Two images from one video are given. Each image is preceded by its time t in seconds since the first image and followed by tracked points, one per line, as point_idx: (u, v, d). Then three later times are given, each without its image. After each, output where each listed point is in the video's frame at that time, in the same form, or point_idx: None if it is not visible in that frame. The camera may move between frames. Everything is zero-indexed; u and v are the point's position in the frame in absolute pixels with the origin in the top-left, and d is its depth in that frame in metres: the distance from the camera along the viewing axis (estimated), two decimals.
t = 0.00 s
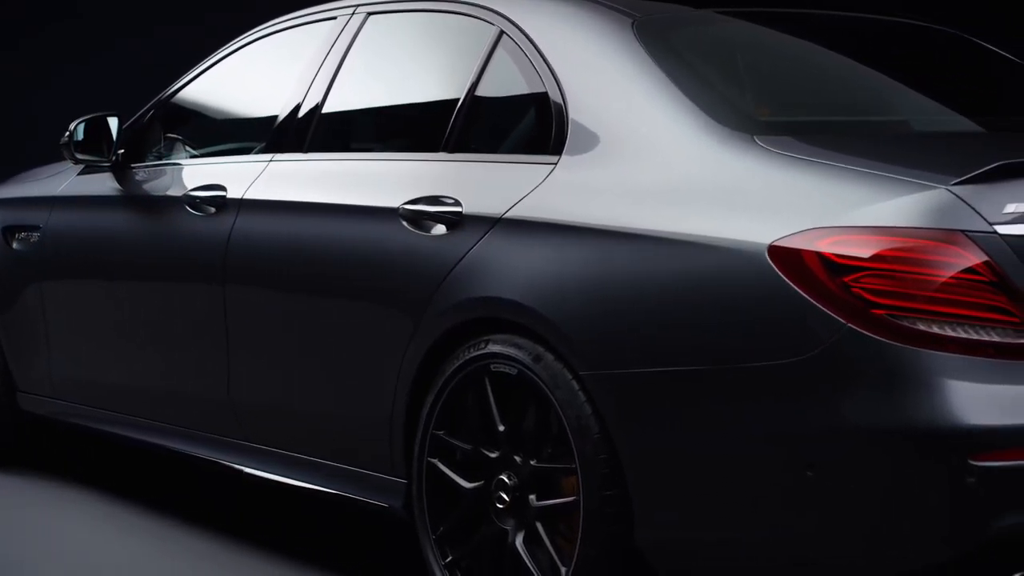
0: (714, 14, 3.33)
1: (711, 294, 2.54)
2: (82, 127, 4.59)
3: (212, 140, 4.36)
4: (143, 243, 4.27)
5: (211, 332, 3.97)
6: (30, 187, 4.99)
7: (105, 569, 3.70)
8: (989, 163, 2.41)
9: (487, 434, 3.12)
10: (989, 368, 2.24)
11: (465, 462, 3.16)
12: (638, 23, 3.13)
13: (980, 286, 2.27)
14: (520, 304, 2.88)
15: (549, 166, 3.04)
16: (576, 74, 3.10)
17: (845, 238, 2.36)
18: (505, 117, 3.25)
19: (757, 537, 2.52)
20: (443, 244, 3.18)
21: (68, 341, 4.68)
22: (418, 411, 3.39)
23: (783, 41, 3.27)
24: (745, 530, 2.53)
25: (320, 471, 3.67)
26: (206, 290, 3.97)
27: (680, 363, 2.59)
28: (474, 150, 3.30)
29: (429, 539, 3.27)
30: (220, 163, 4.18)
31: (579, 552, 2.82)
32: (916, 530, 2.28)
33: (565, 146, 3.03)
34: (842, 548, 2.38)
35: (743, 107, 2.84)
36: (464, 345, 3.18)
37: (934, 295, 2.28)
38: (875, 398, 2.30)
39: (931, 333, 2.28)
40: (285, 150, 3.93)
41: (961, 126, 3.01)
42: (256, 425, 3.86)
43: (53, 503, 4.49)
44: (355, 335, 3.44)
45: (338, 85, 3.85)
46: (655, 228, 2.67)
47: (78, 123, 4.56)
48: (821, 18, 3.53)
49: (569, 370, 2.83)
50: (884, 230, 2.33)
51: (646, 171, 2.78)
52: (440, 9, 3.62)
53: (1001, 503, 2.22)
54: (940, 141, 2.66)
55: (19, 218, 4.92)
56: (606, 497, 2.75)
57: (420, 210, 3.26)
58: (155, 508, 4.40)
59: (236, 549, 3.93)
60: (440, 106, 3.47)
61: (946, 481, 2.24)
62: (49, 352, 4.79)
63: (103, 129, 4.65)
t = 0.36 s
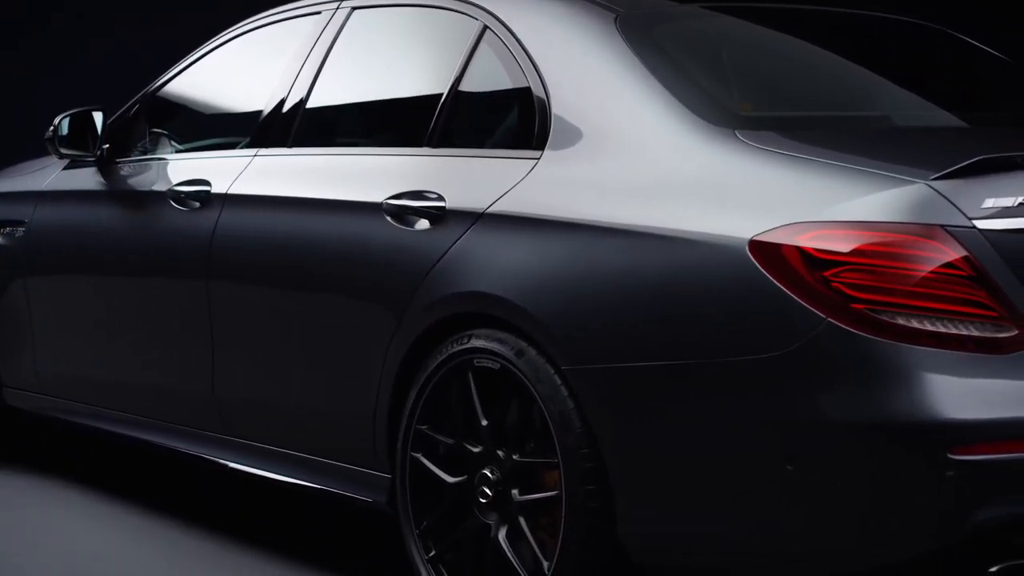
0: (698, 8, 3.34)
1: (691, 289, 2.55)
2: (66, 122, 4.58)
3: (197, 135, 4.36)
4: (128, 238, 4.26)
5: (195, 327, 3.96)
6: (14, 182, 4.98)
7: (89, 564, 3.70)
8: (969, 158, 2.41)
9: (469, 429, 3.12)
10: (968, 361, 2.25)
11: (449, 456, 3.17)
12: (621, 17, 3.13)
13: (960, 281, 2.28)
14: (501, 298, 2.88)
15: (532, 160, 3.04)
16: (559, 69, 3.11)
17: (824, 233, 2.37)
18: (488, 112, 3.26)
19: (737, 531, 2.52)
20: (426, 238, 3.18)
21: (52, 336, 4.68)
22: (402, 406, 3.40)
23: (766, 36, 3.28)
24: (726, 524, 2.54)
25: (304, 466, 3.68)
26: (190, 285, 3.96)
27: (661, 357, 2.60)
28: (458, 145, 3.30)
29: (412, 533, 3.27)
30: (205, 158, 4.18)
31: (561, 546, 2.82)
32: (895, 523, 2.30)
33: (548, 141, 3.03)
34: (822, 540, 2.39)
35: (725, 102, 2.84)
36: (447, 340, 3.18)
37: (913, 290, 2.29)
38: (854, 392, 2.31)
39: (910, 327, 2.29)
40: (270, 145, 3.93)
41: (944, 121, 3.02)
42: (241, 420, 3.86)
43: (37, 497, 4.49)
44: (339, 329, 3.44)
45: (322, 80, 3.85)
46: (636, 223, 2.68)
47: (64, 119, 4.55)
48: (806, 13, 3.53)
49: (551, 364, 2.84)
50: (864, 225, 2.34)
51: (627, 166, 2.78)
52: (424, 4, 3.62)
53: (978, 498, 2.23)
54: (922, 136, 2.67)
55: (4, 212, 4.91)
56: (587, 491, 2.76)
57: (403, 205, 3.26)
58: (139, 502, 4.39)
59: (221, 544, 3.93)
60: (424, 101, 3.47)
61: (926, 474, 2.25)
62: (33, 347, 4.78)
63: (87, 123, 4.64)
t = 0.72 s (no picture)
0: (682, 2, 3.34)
1: (672, 283, 2.56)
2: (50, 116, 4.57)
3: (182, 129, 4.35)
4: (112, 233, 4.26)
5: (180, 322, 3.96)
6: None
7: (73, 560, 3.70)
8: (949, 152, 2.42)
9: (453, 423, 3.12)
10: (947, 355, 2.26)
11: (432, 451, 3.17)
12: (605, 11, 3.13)
13: (939, 275, 2.28)
14: (484, 292, 2.89)
15: (515, 155, 3.04)
16: (542, 64, 3.11)
17: (805, 227, 2.38)
18: (472, 107, 3.26)
19: (717, 524, 2.53)
20: (408, 233, 3.18)
21: (36, 332, 4.67)
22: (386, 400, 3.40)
23: (750, 30, 3.28)
24: (707, 517, 2.55)
25: (288, 460, 3.68)
26: (174, 279, 3.96)
27: (642, 351, 2.60)
28: (441, 140, 3.30)
29: (395, 527, 3.28)
30: (189, 152, 4.17)
31: (543, 540, 2.83)
32: (873, 515, 2.31)
33: (531, 136, 3.03)
34: (801, 533, 2.40)
35: (708, 97, 2.85)
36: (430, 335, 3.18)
37: (893, 284, 2.30)
38: (833, 385, 2.32)
39: (890, 321, 2.29)
40: (254, 139, 3.93)
41: (928, 115, 3.02)
42: (225, 414, 3.87)
43: (21, 492, 4.49)
44: (322, 323, 3.44)
45: (306, 74, 3.85)
46: (618, 217, 2.68)
47: (48, 112, 4.55)
48: (792, 7, 3.53)
49: (533, 358, 2.84)
50: (844, 220, 2.34)
51: (610, 161, 2.79)
52: None
53: (955, 492, 2.24)
54: (904, 130, 2.67)
55: None
56: (569, 486, 2.76)
57: (386, 199, 3.26)
58: (124, 497, 4.39)
59: (205, 538, 3.93)
60: (407, 96, 3.47)
61: (904, 468, 2.26)
62: (18, 344, 4.78)
63: (71, 117, 4.62)
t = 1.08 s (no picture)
0: None
1: (652, 277, 2.56)
2: (35, 110, 4.56)
3: (167, 123, 4.34)
4: (96, 226, 4.25)
5: (165, 316, 3.96)
6: None
7: (55, 554, 3.70)
8: (929, 146, 2.43)
9: (436, 417, 3.13)
10: (927, 348, 2.27)
11: (415, 445, 3.17)
12: (588, 6, 3.14)
13: (919, 269, 2.29)
14: (466, 287, 2.89)
15: (498, 149, 3.04)
16: (525, 58, 3.11)
17: (785, 221, 2.38)
18: (455, 101, 3.26)
19: (698, 518, 2.54)
20: (391, 227, 3.18)
21: (21, 327, 4.67)
22: (370, 393, 3.40)
23: (735, 25, 3.28)
24: (688, 511, 2.56)
25: (272, 454, 3.68)
26: (158, 273, 3.96)
27: (623, 345, 2.61)
28: (424, 134, 3.30)
29: (379, 521, 3.28)
30: (174, 146, 4.17)
31: (525, 534, 2.82)
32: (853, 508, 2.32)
33: (514, 130, 3.04)
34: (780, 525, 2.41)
35: (690, 91, 2.85)
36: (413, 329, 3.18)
37: (873, 278, 2.30)
38: (813, 379, 2.33)
39: (869, 315, 2.30)
40: (238, 134, 3.92)
41: (911, 109, 3.02)
42: (209, 408, 3.87)
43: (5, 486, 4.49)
44: (305, 317, 3.44)
45: (290, 68, 3.84)
46: (600, 211, 2.69)
47: (32, 106, 4.54)
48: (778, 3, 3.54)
49: (515, 352, 2.84)
50: (824, 214, 2.35)
51: (592, 155, 2.79)
52: None
53: (934, 485, 2.25)
54: (886, 125, 2.68)
55: None
56: (551, 480, 2.77)
57: (370, 194, 3.26)
58: (109, 491, 4.40)
59: (190, 532, 3.93)
60: (391, 90, 3.47)
61: (883, 460, 2.27)
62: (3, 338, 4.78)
63: (58, 111, 4.60)
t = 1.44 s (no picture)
0: None
1: (635, 272, 2.56)
2: (20, 104, 4.58)
3: (151, 117, 4.34)
4: (81, 221, 4.25)
5: (149, 310, 3.95)
6: None
7: (37, 547, 3.70)
8: (909, 140, 2.43)
9: (419, 412, 3.13)
10: (906, 342, 2.29)
11: (399, 439, 3.18)
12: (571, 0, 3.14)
13: (899, 263, 2.30)
14: (448, 281, 2.89)
15: (481, 143, 3.04)
16: (508, 53, 3.11)
17: (766, 216, 2.39)
18: (438, 96, 3.26)
19: (680, 512, 2.55)
20: (375, 222, 3.18)
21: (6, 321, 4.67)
22: (354, 388, 3.40)
23: (719, 20, 3.28)
24: (669, 505, 2.56)
25: (256, 449, 3.68)
26: (142, 268, 3.96)
27: (605, 339, 2.61)
28: (408, 128, 3.30)
29: (363, 515, 3.29)
30: (159, 141, 4.16)
31: (507, 528, 2.83)
32: (833, 502, 2.33)
33: (497, 125, 3.04)
34: (761, 519, 2.42)
35: (672, 86, 2.86)
36: (397, 323, 3.18)
37: (853, 272, 2.31)
38: (792, 372, 2.33)
39: (850, 309, 2.31)
40: (223, 128, 3.92)
41: (895, 104, 3.03)
42: (194, 403, 3.86)
43: None
44: (289, 311, 3.44)
45: (275, 63, 3.84)
46: (583, 206, 2.69)
47: (16, 101, 4.55)
48: None
49: (498, 346, 2.85)
50: (805, 208, 2.36)
51: (575, 149, 2.79)
52: None
53: (913, 478, 2.26)
54: (867, 120, 2.69)
55: None
56: (534, 474, 2.77)
57: (354, 188, 3.25)
58: (93, 486, 4.39)
59: (174, 526, 3.93)
60: (375, 84, 3.46)
61: (862, 454, 2.28)
62: None
63: (43, 106, 4.66)
